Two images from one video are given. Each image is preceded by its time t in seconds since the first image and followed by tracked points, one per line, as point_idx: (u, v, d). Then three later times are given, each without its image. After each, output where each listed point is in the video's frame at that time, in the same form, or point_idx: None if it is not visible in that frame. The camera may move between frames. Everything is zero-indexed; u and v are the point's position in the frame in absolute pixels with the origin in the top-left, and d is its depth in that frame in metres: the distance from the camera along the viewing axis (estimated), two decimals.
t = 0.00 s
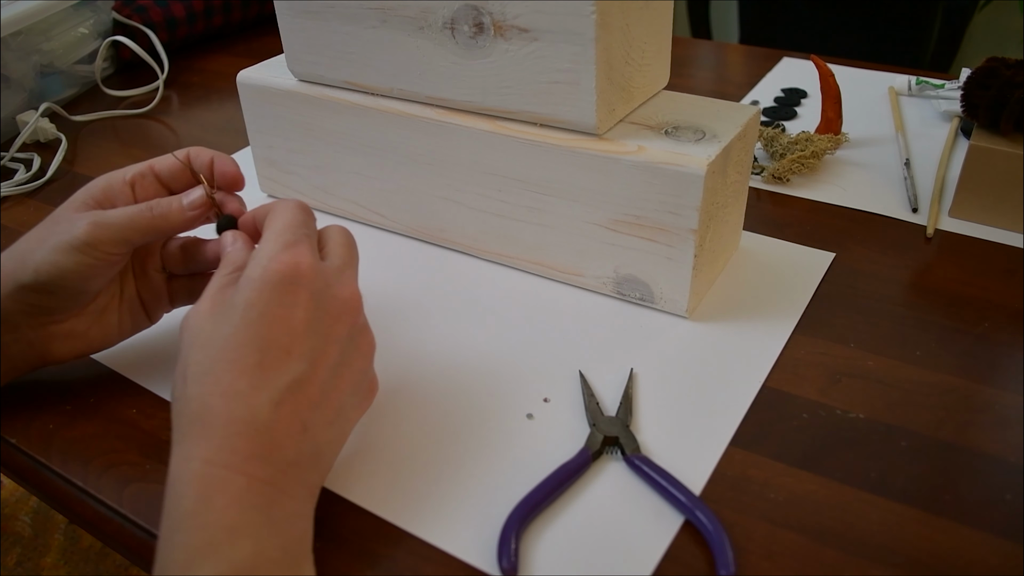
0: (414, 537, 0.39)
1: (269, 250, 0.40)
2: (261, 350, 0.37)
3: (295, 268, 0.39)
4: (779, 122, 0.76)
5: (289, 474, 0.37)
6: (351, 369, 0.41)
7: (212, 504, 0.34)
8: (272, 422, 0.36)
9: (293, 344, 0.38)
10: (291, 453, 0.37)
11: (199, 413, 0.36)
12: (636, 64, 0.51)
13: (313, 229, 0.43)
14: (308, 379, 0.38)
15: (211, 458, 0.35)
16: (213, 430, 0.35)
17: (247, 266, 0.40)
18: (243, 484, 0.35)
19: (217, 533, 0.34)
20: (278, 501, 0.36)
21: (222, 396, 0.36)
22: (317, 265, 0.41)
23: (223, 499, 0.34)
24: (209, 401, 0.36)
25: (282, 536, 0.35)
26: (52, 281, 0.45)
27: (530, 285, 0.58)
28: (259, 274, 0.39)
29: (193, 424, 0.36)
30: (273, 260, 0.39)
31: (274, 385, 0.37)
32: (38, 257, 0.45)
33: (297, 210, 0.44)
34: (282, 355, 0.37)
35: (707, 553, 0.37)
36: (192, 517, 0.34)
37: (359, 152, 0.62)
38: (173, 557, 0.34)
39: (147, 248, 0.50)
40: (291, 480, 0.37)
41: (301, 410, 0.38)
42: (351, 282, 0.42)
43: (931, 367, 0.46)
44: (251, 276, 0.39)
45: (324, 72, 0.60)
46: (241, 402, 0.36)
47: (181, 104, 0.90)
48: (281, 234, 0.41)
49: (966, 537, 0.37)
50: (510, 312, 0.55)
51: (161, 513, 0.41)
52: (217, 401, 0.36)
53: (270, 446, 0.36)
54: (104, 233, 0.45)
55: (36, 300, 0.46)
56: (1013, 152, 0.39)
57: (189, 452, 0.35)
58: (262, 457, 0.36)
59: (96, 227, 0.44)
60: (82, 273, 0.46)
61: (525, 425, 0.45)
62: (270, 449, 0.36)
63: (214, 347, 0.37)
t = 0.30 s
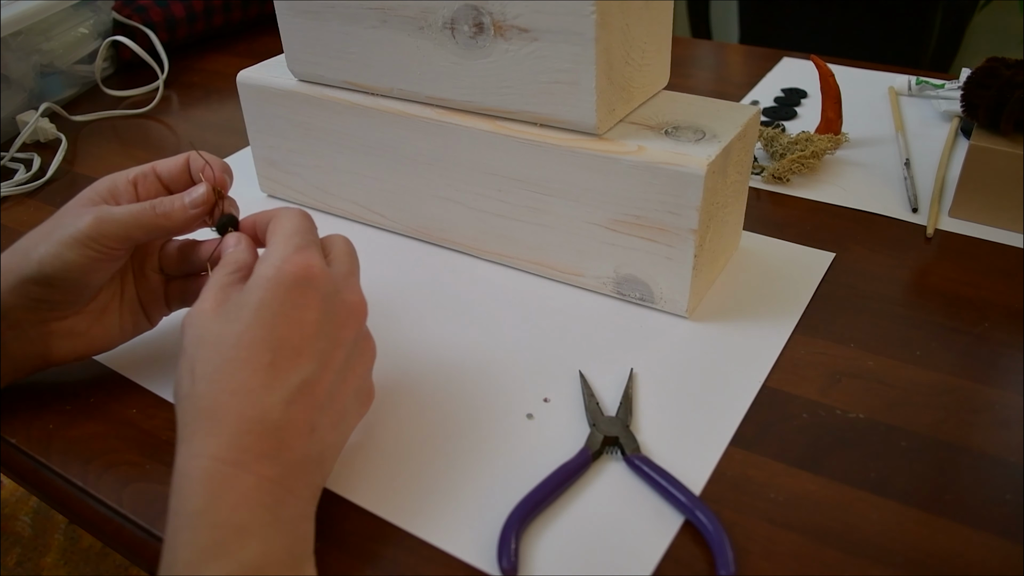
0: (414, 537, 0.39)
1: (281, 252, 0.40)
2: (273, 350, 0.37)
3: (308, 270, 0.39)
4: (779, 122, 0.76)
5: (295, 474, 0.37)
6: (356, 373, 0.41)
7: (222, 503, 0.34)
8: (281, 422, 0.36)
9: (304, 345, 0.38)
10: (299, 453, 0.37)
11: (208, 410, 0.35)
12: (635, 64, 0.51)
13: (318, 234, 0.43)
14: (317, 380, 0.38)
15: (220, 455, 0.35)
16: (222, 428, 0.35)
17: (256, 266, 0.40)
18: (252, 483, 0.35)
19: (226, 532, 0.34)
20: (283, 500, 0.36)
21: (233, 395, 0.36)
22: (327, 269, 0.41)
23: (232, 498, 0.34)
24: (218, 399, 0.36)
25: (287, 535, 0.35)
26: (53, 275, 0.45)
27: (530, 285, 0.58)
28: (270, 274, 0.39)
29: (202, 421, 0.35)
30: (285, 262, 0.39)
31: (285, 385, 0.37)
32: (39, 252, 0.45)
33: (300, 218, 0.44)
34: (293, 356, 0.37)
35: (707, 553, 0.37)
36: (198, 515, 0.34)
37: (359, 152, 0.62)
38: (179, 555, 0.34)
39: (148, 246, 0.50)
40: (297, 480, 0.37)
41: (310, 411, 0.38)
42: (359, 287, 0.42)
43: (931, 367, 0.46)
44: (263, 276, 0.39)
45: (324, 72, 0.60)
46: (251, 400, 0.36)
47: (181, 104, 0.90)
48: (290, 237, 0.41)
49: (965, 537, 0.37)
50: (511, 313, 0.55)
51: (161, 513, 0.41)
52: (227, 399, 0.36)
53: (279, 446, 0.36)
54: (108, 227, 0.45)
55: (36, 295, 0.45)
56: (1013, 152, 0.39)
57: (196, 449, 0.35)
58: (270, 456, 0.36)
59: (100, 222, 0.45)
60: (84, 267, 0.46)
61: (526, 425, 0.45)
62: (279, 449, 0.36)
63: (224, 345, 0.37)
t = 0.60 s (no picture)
0: (414, 537, 0.39)
1: (267, 254, 0.40)
2: (257, 353, 0.37)
3: (293, 271, 0.39)
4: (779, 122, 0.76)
5: (284, 477, 0.37)
6: (352, 372, 0.41)
7: (206, 507, 0.34)
8: (266, 425, 0.36)
9: (289, 347, 0.38)
10: (287, 456, 0.37)
11: (195, 416, 0.36)
12: (635, 64, 0.51)
13: (312, 229, 0.43)
14: (304, 382, 0.38)
15: (204, 461, 0.35)
16: (207, 434, 0.35)
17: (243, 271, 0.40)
18: (236, 487, 0.35)
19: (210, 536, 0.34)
20: (274, 502, 0.36)
21: (217, 401, 0.36)
22: (316, 267, 0.40)
23: (216, 502, 0.34)
24: (203, 406, 0.36)
25: (277, 538, 0.35)
26: (48, 273, 0.45)
27: (530, 285, 0.58)
28: (256, 278, 0.39)
29: (189, 427, 0.36)
30: (270, 263, 0.39)
31: (270, 388, 0.37)
32: (35, 250, 0.45)
33: (296, 212, 0.44)
34: (278, 359, 0.37)
35: (707, 553, 0.37)
36: (185, 520, 0.34)
37: (360, 152, 0.62)
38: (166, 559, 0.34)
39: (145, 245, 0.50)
40: (288, 483, 0.37)
41: (298, 413, 0.37)
42: (353, 282, 0.42)
43: (931, 367, 0.46)
44: (248, 281, 0.39)
45: (325, 72, 0.60)
46: (236, 405, 0.36)
47: (181, 104, 0.90)
48: (280, 236, 0.41)
49: (966, 538, 0.37)
50: (510, 313, 0.55)
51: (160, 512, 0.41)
52: (212, 405, 0.36)
53: (265, 449, 0.36)
54: (102, 226, 0.45)
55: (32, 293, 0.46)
56: (1013, 152, 0.39)
57: (183, 455, 0.35)
58: (258, 459, 0.36)
59: (94, 220, 0.45)
60: (79, 266, 0.46)
61: (526, 425, 0.45)
62: (265, 452, 0.36)
63: (209, 351, 0.37)
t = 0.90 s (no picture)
0: (414, 537, 0.39)
1: (280, 254, 0.40)
2: (268, 352, 0.37)
3: (306, 272, 0.39)
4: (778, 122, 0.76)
5: (289, 476, 0.37)
6: (359, 375, 0.41)
7: (213, 504, 0.34)
8: (275, 425, 0.36)
9: (301, 347, 0.38)
10: (293, 455, 0.37)
11: (203, 411, 0.36)
12: (635, 64, 0.51)
13: (321, 231, 0.44)
14: (314, 383, 0.38)
15: (212, 457, 0.35)
16: (216, 430, 0.35)
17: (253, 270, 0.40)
18: (244, 485, 0.35)
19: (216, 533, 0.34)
20: (277, 499, 0.36)
21: (227, 398, 0.36)
22: (328, 269, 0.41)
23: (224, 499, 0.34)
24: (212, 402, 0.36)
25: (281, 537, 0.35)
26: (47, 277, 0.45)
27: (530, 285, 0.58)
28: (269, 277, 0.39)
29: (195, 423, 0.36)
30: (284, 264, 0.39)
31: (281, 388, 0.37)
32: (34, 253, 0.45)
33: (303, 211, 0.44)
34: (289, 358, 0.37)
35: (707, 553, 0.37)
36: (190, 516, 0.34)
37: (360, 152, 0.62)
38: (168, 556, 0.34)
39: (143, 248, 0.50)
40: (291, 481, 0.37)
41: (306, 413, 0.38)
42: (360, 288, 0.42)
43: (931, 368, 0.46)
44: (262, 281, 0.39)
45: (325, 72, 0.60)
46: (246, 403, 0.36)
47: (181, 104, 0.90)
48: (291, 237, 0.42)
49: (966, 538, 0.37)
50: (510, 313, 0.55)
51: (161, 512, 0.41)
52: (220, 402, 0.36)
53: (272, 448, 0.36)
54: (101, 230, 0.45)
55: (31, 297, 0.45)
56: (1014, 152, 0.39)
57: (190, 450, 0.35)
58: (264, 458, 0.36)
59: (92, 224, 0.45)
60: (78, 270, 0.46)
61: (525, 426, 0.45)
62: (271, 451, 0.36)
63: (217, 347, 0.37)
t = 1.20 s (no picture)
0: (414, 537, 0.39)
1: (280, 243, 0.40)
2: (270, 339, 0.37)
3: (306, 261, 0.39)
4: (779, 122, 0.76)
5: (290, 465, 0.37)
6: (359, 365, 0.41)
7: (214, 490, 0.34)
8: (275, 411, 0.36)
9: (302, 334, 0.38)
10: (294, 443, 0.37)
11: (204, 398, 0.36)
12: (635, 64, 0.51)
13: (321, 221, 0.44)
14: (314, 370, 0.38)
15: (213, 443, 0.35)
16: (217, 416, 0.35)
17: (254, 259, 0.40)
18: (245, 471, 0.35)
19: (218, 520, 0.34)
20: (279, 489, 0.36)
21: (228, 383, 0.36)
22: (328, 258, 0.41)
23: (225, 485, 0.34)
24: (213, 388, 0.36)
25: (282, 525, 0.35)
26: (50, 282, 0.45)
27: (530, 285, 0.58)
28: (270, 266, 0.39)
29: (197, 410, 0.36)
30: (284, 253, 0.40)
31: (281, 374, 0.37)
32: (38, 258, 0.45)
33: (303, 199, 0.44)
34: (290, 345, 0.37)
35: (707, 553, 0.37)
36: (192, 503, 0.34)
37: (360, 152, 0.62)
38: (172, 543, 0.34)
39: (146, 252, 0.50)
40: (293, 471, 0.37)
41: (307, 401, 0.38)
42: (360, 277, 0.42)
43: (931, 368, 0.46)
44: (263, 269, 0.39)
45: (325, 72, 0.60)
46: (248, 389, 0.36)
47: (181, 104, 0.90)
48: (291, 226, 0.42)
49: (966, 538, 0.37)
50: (510, 312, 0.55)
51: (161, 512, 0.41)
52: (221, 388, 0.36)
53: (273, 435, 0.36)
54: (106, 234, 0.45)
55: (34, 301, 0.46)
56: (1014, 152, 0.39)
57: (192, 437, 0.35)
58: (265, 445, 0.36)
59: (98, 228, 0.45)
60: (83, 273, 0.46)
61: (526, 426, 0.45)
62: (273, 439, 0.36)
63: (218, 334, 0.37)
